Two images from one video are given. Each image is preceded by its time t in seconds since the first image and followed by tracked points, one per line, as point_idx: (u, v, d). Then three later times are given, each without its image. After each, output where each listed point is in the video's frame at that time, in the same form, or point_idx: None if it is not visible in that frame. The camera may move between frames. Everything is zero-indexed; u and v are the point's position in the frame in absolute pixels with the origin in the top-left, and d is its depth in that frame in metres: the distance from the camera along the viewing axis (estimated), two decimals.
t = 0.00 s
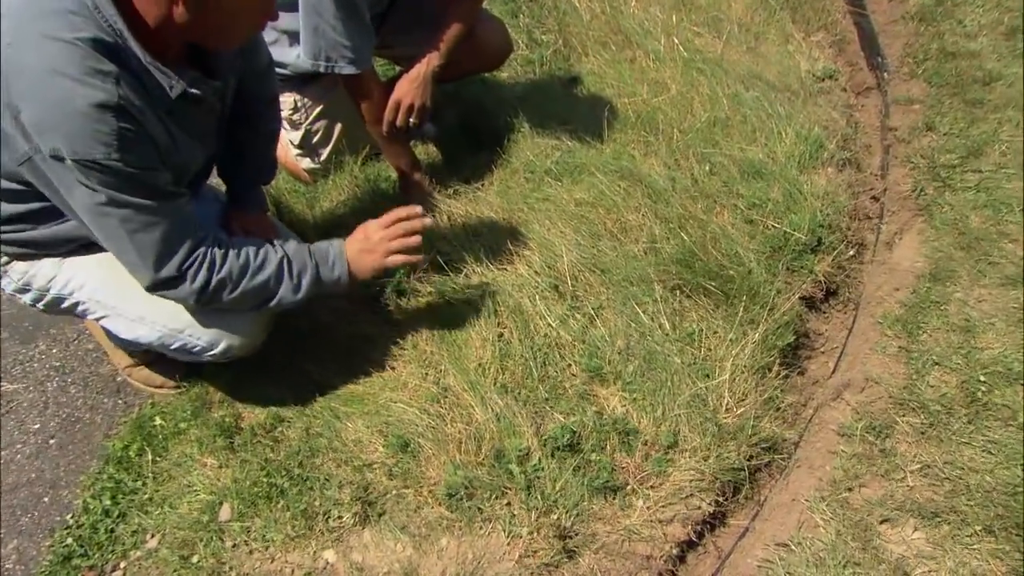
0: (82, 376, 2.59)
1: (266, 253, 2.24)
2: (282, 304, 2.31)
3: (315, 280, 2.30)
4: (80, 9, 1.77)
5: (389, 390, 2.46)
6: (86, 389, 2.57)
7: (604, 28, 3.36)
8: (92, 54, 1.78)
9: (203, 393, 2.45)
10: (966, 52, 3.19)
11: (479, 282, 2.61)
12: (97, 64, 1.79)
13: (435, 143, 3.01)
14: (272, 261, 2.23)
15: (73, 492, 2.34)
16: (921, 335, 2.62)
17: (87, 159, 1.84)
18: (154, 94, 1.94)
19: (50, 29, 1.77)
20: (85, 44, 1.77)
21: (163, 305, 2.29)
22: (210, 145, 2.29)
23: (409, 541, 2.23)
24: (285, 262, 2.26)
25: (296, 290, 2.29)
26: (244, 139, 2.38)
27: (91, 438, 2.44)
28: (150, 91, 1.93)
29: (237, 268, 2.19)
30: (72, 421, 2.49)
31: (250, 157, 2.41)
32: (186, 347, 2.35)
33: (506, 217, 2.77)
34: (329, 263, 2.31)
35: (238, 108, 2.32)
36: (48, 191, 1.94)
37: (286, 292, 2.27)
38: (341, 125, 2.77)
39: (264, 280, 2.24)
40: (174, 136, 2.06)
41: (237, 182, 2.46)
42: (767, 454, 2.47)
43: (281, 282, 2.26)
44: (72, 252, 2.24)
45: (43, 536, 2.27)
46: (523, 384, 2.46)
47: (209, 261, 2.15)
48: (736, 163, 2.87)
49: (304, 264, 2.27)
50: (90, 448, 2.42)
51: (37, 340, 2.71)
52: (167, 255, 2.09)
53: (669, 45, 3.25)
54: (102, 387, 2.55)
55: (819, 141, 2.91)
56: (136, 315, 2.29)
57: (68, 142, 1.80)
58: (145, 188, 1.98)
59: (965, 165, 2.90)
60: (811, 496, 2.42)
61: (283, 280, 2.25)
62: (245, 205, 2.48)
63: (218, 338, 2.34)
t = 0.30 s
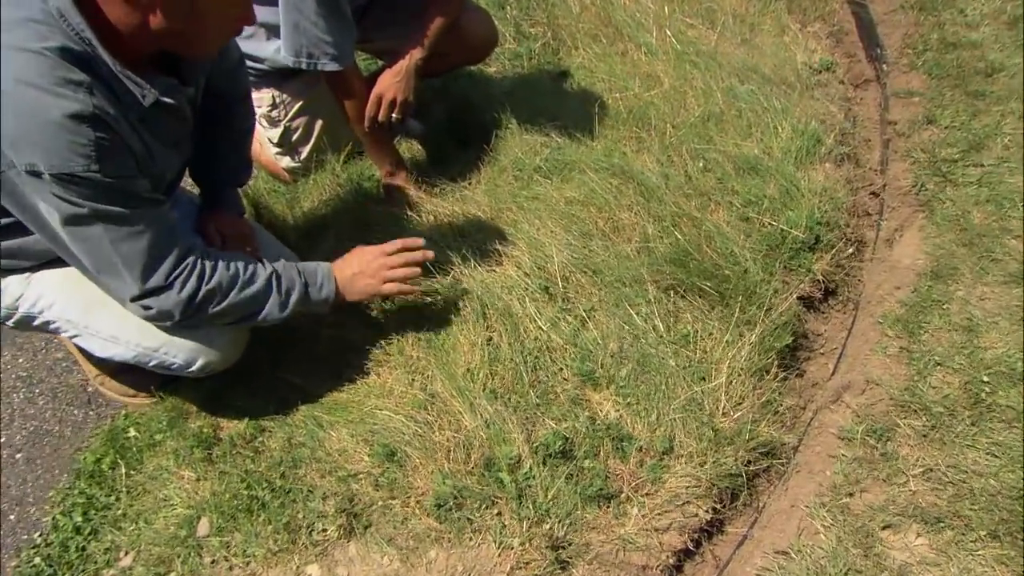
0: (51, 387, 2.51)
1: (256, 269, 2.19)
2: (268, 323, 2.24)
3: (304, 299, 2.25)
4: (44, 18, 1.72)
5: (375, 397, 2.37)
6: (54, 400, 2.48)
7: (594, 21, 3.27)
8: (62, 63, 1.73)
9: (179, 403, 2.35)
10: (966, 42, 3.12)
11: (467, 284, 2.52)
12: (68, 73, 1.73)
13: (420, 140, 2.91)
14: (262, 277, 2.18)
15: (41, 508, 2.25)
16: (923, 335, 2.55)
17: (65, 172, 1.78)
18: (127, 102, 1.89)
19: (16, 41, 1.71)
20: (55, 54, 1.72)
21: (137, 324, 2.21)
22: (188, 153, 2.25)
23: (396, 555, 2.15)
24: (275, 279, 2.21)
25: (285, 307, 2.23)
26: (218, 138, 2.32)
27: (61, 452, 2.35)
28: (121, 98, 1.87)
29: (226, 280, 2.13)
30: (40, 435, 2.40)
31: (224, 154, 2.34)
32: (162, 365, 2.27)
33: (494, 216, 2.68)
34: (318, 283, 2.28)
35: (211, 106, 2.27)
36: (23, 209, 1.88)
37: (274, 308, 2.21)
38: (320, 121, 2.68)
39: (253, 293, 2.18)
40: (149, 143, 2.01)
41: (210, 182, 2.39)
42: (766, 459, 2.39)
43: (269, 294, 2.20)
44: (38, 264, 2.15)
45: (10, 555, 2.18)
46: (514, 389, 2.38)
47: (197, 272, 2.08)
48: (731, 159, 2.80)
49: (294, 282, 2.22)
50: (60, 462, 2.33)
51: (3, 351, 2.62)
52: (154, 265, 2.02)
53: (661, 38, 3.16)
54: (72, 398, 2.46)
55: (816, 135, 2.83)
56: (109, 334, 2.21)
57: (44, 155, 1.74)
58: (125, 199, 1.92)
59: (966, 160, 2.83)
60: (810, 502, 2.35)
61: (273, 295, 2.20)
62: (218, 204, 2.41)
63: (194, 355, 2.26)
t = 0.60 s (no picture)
0: (23, 401, 2.42)
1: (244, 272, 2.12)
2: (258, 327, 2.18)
3: (294, 301, 2.19)
4: (18, 17, 1.65)
5: (365, 405, 2.28)
6: (27, 414, 2.39)
7: (588, 13, 3.18)
8: (36, 63, 1.65)
9: (160, 413, 2.24)
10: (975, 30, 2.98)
11: (459, 287, 2.43)
12: (43, 74, 1.66)
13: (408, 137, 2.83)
14: (250, 280, 2.11)
15: (13, 528, 2.17)
16: (932, 334, 2.45)
17: (43, 177, 1.70)
18: (105, 102, 1.80)
19: None
20: (29, 54, 1.64)
21: (119, 329, 2.12)
22: (168, 157, 2.15)
23: (389, 569, 2.07)
24: (263, 282, 2.14)
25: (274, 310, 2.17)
26: (201, 139, 2.23)
27: (34, 467, 2.27)
28: (99, 98, 1.79)
29: (214, 285, 2.06)
30: (11, 450, 2.32)
31: (208, 156, 2.26)
32: (148, 372, 2.18)
33: (487, 216, 2.59)
34: (307, 285, 2.21)
35: (195, 106, 2.18)
36: None
37: (263, 312, 2.15)
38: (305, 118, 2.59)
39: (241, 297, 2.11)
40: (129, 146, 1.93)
41: (193, 184, 2.29)
42: (771, 464, 2.31)
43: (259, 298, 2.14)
44: (12, 272, 2.07)
45: None
46: (509, 395, 2.29)
47: (184, 278, 2.02)
48: (731, 154, 2.71)
49: (283, 284, 2.16)
50: (32, 478, 2.25)
51: None
52: (139, 272, 1.95)
53: (658, 30, 3.08)
54: (45, 411, 2.38)
55: (819, 129, 2.76)
56: (91, 341, 2.11)
57: (21, 160, 1.67)
58: (106, 203, 1.85)
59: (975, 152, 2.69)
60: (818, 508, 2.27)
61: (262, 299, 2.13)
62: (200, 208, 2.32)
63: (181, 360, 2.17)
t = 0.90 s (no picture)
0: None
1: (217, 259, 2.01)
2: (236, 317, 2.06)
3: (273, 286, 2.06)
4: None
5: (350, 404, 2.19)
6: None
7: None
8: None
9: (135, 416, 2.15)
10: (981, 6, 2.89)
11: (446, 280, 2.34)
12: (7, 59, 1.57)
13: (391, 124, 2.70)
14: (223, 266, 2.00)
15: None
16: (937, 323, 2.38)
17: (8, 167, 1.62)
18: (72, 86, 1.71)
19: None
20: None
21: (92, 333, 2.02)
22: (140, 143, 2.06)
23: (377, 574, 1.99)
24: (239, 267, 2.02)
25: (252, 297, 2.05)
26: (172, 128, 2.13)
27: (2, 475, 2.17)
28: (67, 82, 1.70)
29: (185, 275, 1.95)
30: None
31: (179, 146, 2.16)
32: (125, 377, 2.08)
33: (475, 206, 2.50)
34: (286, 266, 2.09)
35: (164, 93, 2.08)
36: None
37: (240, 299, 2.03)
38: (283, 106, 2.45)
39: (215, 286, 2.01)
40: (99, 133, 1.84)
41: (164, 175, 2.20)
42: (772, 459, 2.23)
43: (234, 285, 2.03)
44: None
45: None
46: (500, 391, 2.21)
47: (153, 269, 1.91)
48: (728, 138, 2.62)
49: (259, 268, 2.03)
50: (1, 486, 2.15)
51: None
52: (107, 265, 1.85)
53: (650, 10, 2.97)
54: (13, 416, 2.27)
55: (819, 110, 2.65)
56: (62, 346, 2.02)
57: None
58: (77, 193, 1.76)
59: (981, 133, 2.64)
60: (821, 504, 2.19)
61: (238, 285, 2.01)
62: (172, 199, 2.23)
63: (159, 364, 2.06)
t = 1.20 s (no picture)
0: None
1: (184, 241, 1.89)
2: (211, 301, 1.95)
3: (246, 267, 1.94)
4: None
5: (327, 403, 2.11)
6: None
7: None
8: None
9: (101, 417, 2.06)
10: None
11: (427, 273, 2.25)
12: None
13: (370, 109, 2.60)
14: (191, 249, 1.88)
15: None
16: (936, 314, 2.30)
17: None
18: (41, 68, 1.62)
19: None
20: None
21: (55, 324, 1.94)
22: (111, 129, 1.97)
23: None
24: (207, 250, 1.90)
25: (225, 280, 1.93)
26: (143, 112, 2.02)
27: None
28: (35, 63, 1.61)
29: (151, 263, 1.84)
30: None
31: (150, 131, 2.05)
32: (91, 371, 1.99)
33: (457, 195, 2.40)
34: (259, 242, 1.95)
35: (136, 77, 1.96)
36: None
37: (212, 283, 1.91)
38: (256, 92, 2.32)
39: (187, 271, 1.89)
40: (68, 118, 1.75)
41: (134, 160, 2.09)
42: (765, 456, 2.15)
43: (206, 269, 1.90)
44: None
45: None
46: (483, 388, 2.12)
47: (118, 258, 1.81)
48: (721, 123, 2.52)
49: (228, 248, 1.91)
50: None
51: None
52: (74, 257, 1.77)
53: None
54: None
55: (815, 94, 2.55)
56: (25, 339, 1.95)
57: None
58: (44, 180, 1.69)
59: (983, 117, 2.56)
60: (815, 502, 2.12)
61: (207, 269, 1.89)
62: (142, 185, 2.12)
63: (127, 357, 1.98)
